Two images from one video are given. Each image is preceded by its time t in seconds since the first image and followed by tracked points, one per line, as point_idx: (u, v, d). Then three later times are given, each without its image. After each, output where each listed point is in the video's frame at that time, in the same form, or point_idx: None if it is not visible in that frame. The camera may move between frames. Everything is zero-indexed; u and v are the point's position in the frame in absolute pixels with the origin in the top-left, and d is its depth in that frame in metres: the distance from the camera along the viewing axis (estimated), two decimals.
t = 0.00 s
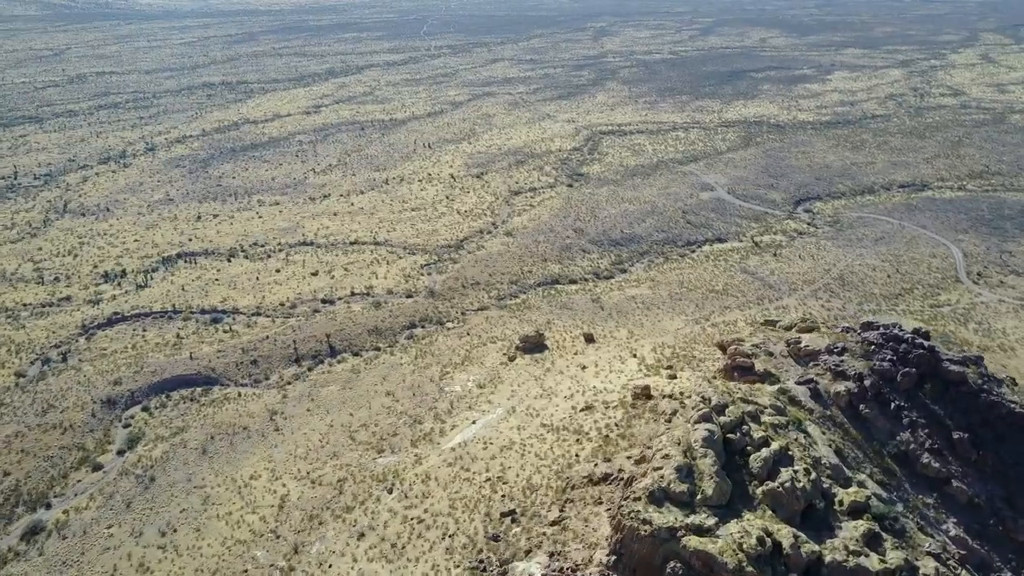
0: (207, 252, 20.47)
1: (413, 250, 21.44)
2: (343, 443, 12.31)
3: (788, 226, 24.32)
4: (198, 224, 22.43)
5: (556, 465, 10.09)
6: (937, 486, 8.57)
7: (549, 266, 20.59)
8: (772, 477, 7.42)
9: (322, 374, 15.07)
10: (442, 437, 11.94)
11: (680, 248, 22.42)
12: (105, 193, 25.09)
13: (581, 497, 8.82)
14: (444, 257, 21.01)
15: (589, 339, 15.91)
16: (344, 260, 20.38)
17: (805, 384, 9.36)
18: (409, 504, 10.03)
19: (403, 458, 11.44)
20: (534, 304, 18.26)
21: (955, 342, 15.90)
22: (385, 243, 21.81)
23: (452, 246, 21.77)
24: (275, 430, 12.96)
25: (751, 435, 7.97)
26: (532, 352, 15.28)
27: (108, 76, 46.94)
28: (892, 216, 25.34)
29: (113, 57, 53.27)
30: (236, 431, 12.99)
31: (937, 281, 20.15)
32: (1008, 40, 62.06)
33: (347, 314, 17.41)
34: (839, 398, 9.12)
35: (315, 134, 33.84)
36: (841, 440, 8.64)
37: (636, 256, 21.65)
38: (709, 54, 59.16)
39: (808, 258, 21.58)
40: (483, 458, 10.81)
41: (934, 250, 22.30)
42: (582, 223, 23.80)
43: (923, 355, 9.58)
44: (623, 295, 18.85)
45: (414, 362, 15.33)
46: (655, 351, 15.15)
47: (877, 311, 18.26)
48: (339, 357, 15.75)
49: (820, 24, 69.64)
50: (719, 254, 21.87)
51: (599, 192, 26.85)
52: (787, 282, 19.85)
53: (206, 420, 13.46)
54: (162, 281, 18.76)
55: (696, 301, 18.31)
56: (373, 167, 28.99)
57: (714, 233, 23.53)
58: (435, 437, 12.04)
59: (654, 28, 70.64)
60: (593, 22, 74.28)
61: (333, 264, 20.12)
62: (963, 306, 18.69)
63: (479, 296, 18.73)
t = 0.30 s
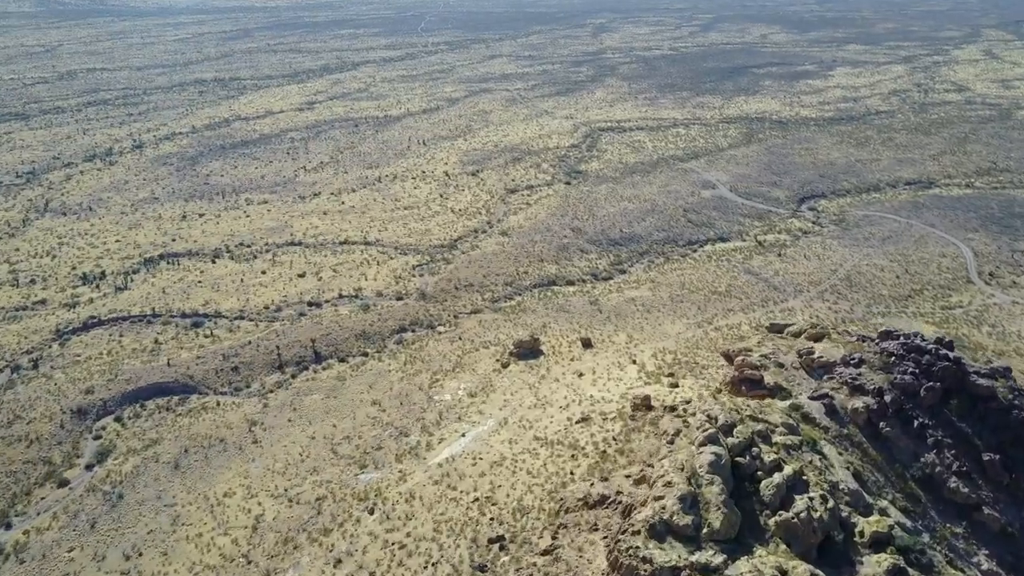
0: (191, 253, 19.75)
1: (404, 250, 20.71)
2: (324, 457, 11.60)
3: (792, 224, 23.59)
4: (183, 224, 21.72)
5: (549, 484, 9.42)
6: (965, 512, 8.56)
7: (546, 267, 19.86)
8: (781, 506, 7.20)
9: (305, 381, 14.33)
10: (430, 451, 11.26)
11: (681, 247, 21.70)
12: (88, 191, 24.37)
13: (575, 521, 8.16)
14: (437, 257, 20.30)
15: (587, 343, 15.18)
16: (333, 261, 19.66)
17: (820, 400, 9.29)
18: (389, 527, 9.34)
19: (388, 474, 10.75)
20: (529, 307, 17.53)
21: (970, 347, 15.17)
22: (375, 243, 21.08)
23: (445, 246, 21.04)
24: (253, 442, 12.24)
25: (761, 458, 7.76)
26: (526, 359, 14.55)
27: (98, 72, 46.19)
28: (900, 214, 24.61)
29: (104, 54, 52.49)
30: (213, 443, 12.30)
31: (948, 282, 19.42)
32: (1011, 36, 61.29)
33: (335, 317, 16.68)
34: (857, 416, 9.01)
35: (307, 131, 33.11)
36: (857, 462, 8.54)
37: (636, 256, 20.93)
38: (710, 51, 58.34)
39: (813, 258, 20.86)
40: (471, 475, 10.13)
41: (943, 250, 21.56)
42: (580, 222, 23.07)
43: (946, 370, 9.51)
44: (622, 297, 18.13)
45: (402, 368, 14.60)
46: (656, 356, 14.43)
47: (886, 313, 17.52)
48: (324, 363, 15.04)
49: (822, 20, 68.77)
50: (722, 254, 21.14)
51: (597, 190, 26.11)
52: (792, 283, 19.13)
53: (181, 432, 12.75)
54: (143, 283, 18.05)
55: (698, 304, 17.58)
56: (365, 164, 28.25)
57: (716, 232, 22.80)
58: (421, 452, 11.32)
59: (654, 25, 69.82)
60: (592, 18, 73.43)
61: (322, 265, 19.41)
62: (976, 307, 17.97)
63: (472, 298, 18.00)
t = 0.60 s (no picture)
0: (174, 253, 19.06)
1: (396, 250, 20.04)
2: (303, 472, 10.93)
3: (797, 223, 22.90)
4: (168, 223, 21.04)
5: (540, 505, 8.79)
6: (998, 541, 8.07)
7: (542, 267, 19.20)
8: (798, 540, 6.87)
9: (287, 389, 13.64)
10: (415, 465, 10.62)
11: (682, 247, 21.02)
12: (72, 190, 23.69)
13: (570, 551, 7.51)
14: (430, 258, 19.63)
15: (583, 349, 14.50)
16: (322, 262, 18.99)
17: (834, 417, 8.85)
18: (367, 553, 8.69)
19: (370, 492, 10.12)
20: (524, 309, 16.84)
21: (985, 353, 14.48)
22: (366, 243, 20.40)
23: (438, 246, 20.37)
24: (229, 455, 11.59)
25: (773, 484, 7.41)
26: (520, 365, 13.84)
27: (90, 69, 45.51)
28: (907, 213, 23.90)
29: (98, 51, 51.82)
30: (187, 456, 11.65)
31: (959, 283, 18.72)
32: (1016, 32, 60.54)
33: (321, 321, 15.97)
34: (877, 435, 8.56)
35: (300, 128, 32.42)
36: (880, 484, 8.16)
37: (635, 257, 20.24)
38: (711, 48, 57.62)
39: (819, 258, 20.17)
40: (458, 493, 9.48)
41: (953, 250, 20.85)
42: (578, 221, 22.37)
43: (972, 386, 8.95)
44: (620, 299, 17.45)
45: (389, 375, 13.92)
46: (656, 363, 13.76)
47: (896, 316, 16.84)
48: (309, 370, 14.35)
49: (824, 17, 68.02)
50: (724, 254, 20.44)
51: (596, 188, 25.41)
52: (798, 285, 18.45)
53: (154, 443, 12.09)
54: (122, 285, 17.37)
55: (700, 307, 16.90)
56: (359, 162, 27.56)
57: (718, 231, 22.11)
58: (405, 468, 10.64)
59: (655, 23, 69.11)
60: (592, 16, 72.67)
61: (310, 266, 18.74)
62: (989, 310, 17.26)
63: (465, 301, 17.32)
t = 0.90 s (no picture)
0: (157, 251, 18.44)
1: (385, 248, 19.43)
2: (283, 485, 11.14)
3: (800, 220, 22.27)
4: (153, 220, 20.42)
5: (527, 524, 9.94)
6: (1008, 538, 9.93)
7: (537, 266, 18.56)
8: (813, 565, 8.63)
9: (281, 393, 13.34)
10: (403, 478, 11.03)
11: (683, 245, 20.34)
12: (55, 185, 23.10)
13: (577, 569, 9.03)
14: (420, 256, 18.97)
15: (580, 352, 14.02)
16: (307, 260, 18.35)
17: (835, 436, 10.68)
18: None
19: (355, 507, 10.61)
20: (519, 309, 16.26)
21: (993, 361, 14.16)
22: (354, 241, 19.78)
23: (430, 243, 19.77)
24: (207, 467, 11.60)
25: (783, 511, 9.12)
26: (513, 369, 13.57)
27: (82, 64, 44.79)
28: (913, 209, 23.26)
29: (90, 46, 51.03)
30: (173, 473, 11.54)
31: (968, 282, 18.08)
32: (1019, 29, 59.84)
33: (303, 323, 15.32)
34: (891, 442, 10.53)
35: (292, 123, 31.77)
36: (892, 503, 9.95)
37: (634, 255, 19.59)
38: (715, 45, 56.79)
39: (825, 257, 19.47)
40: (443, 510, 10.31)
41: (962, 248, 20.18)
42: (575, 218, 21.69)
43: (998, 400, 11.02)
44: (619, 298, 16.87)
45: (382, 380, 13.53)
46: (657, 367, 13.64)
47: (904, 319, 16.24)
48: (290, 374, 13.88)
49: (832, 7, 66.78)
50: (726, 253, 19.76)
51: (593, 184, 24.76)
52: (803, 284, 17.85)
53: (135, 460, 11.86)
54: (101, 283, 16.84)
55: (704, 306, 16.35)
56: (351, 158, 26.87)
57: (720, 229, 21.38)
58: (385, 481, 11.05)
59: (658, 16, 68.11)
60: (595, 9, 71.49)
61: (296, 264, 18.14)
62: (1001, 310, 16.69)
63: (456, 300, 16.72)
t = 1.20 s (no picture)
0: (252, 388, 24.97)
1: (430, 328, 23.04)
2: (379, 496, 14.00)
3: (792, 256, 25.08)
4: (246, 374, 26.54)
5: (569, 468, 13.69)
6: None
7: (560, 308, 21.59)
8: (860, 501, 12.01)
9: (379, 427, 16.85)
10: (477, 465, 14.20)
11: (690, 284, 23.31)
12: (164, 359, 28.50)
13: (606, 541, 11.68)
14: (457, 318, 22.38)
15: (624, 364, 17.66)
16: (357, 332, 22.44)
17: (837, 433, 13.33)
18: (449, 553, 12.08)
19: (440, 488, 13.71)
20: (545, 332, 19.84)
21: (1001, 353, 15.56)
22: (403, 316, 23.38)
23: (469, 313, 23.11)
24: (319, 492, 14.68)
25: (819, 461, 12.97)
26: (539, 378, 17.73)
27: (147, 163, 48.94)
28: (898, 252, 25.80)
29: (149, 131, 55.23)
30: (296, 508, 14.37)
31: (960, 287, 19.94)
32: None
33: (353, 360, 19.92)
34: (927, 419, 12.82)
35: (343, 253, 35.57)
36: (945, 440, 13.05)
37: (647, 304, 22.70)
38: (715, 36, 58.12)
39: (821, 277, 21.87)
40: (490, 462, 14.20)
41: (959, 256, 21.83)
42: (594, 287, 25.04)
43: None
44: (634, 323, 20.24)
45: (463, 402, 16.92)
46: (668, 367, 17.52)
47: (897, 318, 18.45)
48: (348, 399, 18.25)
49: None
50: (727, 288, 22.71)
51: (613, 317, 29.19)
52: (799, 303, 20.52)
53: (270, 499, 14.79)
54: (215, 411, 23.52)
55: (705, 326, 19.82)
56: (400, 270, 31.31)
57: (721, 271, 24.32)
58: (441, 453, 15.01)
59: (657, 6, 69.31)
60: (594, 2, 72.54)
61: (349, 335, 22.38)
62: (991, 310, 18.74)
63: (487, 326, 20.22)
